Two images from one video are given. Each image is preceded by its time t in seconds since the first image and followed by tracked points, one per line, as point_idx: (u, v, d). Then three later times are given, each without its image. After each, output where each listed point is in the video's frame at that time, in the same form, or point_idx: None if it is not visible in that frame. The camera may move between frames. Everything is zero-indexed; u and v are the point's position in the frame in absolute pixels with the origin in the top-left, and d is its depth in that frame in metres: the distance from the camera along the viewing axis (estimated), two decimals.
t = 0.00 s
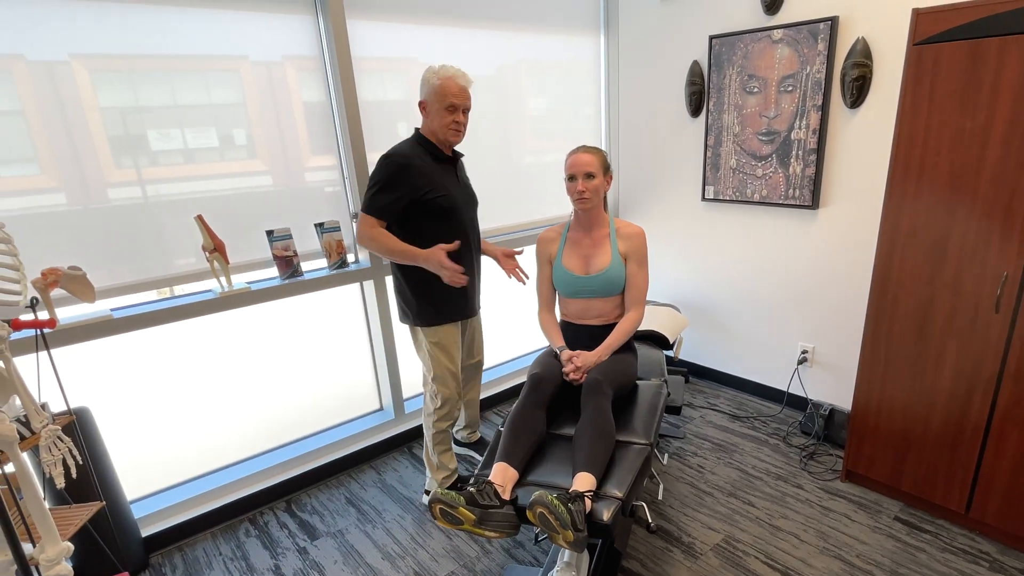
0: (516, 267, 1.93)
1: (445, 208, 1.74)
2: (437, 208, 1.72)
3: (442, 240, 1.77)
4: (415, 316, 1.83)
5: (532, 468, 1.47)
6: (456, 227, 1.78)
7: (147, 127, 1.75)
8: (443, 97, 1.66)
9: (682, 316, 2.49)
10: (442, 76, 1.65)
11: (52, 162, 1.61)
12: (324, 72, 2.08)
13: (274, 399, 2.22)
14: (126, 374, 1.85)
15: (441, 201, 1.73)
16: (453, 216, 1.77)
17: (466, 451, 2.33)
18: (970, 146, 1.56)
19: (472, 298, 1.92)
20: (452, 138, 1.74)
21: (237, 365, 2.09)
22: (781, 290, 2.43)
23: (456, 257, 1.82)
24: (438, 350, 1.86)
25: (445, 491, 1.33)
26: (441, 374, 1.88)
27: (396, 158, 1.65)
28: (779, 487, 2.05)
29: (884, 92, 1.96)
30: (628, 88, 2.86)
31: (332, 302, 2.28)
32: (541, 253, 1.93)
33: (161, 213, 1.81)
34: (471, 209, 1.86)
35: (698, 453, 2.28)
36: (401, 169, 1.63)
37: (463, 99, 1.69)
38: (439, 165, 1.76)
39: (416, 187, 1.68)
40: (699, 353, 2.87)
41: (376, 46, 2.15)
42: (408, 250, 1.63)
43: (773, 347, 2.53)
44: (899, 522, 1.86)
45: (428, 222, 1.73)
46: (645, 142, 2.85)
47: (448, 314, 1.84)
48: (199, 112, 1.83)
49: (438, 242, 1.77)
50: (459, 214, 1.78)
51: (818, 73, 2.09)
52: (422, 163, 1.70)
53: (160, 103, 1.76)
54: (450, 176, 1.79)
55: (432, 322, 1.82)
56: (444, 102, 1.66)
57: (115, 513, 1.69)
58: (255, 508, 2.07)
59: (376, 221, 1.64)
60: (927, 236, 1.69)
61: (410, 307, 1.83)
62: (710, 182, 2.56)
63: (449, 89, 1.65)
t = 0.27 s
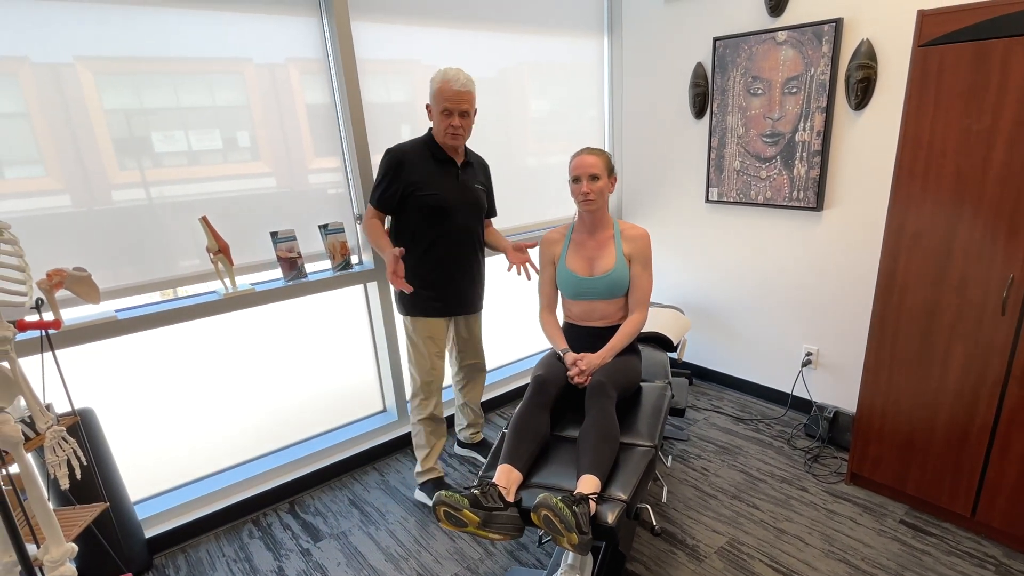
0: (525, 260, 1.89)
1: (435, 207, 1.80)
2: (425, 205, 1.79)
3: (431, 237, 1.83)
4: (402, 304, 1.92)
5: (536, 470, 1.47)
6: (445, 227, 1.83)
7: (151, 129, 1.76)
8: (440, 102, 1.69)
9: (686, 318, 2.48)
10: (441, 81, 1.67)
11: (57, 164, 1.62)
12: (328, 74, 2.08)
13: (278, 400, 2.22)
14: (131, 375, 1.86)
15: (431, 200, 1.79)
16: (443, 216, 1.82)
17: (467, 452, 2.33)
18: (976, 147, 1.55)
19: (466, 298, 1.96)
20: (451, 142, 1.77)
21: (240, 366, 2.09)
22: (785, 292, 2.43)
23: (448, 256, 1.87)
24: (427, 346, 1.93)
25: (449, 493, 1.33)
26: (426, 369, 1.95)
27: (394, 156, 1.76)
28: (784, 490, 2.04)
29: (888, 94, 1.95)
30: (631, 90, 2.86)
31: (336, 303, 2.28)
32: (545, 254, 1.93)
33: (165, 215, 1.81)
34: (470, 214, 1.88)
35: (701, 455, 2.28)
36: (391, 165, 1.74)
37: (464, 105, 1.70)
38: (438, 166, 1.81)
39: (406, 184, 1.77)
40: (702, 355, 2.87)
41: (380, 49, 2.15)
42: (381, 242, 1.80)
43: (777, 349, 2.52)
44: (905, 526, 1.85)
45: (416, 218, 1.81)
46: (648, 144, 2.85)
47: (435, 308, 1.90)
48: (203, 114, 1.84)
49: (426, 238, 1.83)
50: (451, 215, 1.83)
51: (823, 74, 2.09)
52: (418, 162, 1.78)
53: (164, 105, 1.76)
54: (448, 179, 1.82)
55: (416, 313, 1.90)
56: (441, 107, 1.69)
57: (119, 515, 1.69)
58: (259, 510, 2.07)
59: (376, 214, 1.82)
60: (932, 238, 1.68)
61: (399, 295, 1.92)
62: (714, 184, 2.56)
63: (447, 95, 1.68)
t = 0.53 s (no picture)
0: (509, 265, 1.84)
1: (419, 211, 1.80)
2: (409, 209, 1.80)
3: (417, 241, 1.84)
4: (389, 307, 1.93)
5: (538, 473, 1.46)
6: (431, 230, 1.83)
7: (153, 131, 1.76)
8: (420, 109, 1.66)
9: (688, 321, 2.48)
10: (419, 88, 1.64)
11: (59, 166, 1.62)
12: (330, 77, 2.09)
13: (279, 402, 2.21)
14: (132, 377, 1.86)
15: (415, 203, 1.79)
16: (428, 219, 1.82)
17: (469, 454, 2.33)
18: (978, 150, 1.55)
19: (461, 301, 1.95)
20: (434, 148, 1.75)
21: (242, 368, 2.09)
22: (787, 294, 2.42)
23: (437, 258, 1.87)
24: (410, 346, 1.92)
25: (451, 495, 1.33)
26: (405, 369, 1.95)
27: (380, 161, 1.78)
28: (786, 493, 2.03)
29: (890, 98, 1.95)
30: (633, 93, 2.87)
31: (338, 305, 2.28)
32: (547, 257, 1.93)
33: (167, 217, 1.82)
34: (458, 215, 1.86)
35: (703, 458, 2.27)
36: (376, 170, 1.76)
37: (444, 112, 1.67)
38: (421, 168, 1.80)
39: (391, 188, 1.79)
40: (704, 357, 2.86)
41: (381, 51, 2.15)
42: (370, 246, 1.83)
43: (779, 352, 2.52)
44: (907, 529, 1.85)
45: (400, 222, 1.82)
46: (649, 147, 2.85)
47: (428, 311, 1.90)
48: (206, 117, 1.84)
49: (412, 242, 1.84)
50: (437, 218, 1.82)
51: (825, 77, 2.09)
52: (404, 166, 1.79)
53: (167, 107, 1.77)
54: (434, 182, 1.81)
55: (406, 317, 1.90)
56: (422, 114, 1.67)
57: (120, 516, 1.69)
58: (260, 512, 2.07)
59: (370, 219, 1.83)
60: (934, 241, 1.68)
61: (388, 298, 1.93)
62: (716, 187, 2.56)
63: (425, 102, 1.65)
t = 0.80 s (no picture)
0: (496, 258, 1.89)
1: (390, 221, 1.79)
2: (380, 221, 1.78)
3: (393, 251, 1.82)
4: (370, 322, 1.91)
5: (537, 476, 1.46)
6: (405, 240, 1.82)
7: (154, 133, 1.76)
8: (379, 119, 1.66)
9: (687, 324, 2.48)
10: (374, 97, 1.63)
11: (60, 168, 1.63)
12: (331, 80, 2.09)
13: (278, 405, 2.21)
14: (131, 380, 1.86)
15: (385, 215, 1.78)
16: (401, 228, 1.80)
17: (467, 458, 2.33)
18: (978, 153, 1.55)
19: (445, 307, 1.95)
20: (398, 156, 1.74)
21: (241, 370, 2.09)
22: (786, 297, 2.43)
23: (416, 267, 1.86)
24: (387, 356, 1.92)
25: (450, 499, 1.33)
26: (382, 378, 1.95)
27: (344, 175, 1.76)
28: (785, 497, 2.03)
29: (888, 102, 1.96)
30: (632, 97, 2.88)
31: (337, 307, 2.28)
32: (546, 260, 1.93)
33: (167, 219, 1.82)
34: (430, 221, 1.85)
35: (702, 461, 2.27)
36: (340, 185, 1.74)
37: (403, 119, 1.67)
38: (387, 177, 1.78)
39: (359, 201, 1.77)
40: (703, 361, 2.86)
41: (382, 54, 2.16)
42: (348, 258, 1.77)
43: (779, 356, 2.52)
44: (907, 533, 1.85)
45: (372, 234, 1.80)
46: (649, 150, 2.85)
47: (413, 321, 1.90)
48: (206, 119, 1.85)
49: (387, 253, 1.82)
50: (410, 226, 1.81)
51: (824, 82, 2.09)
52: (369, 177, 1.77)
53: (167, 109, 1.77)
54: (401, 190, 1.79)
55: (391, 329, 1.89)
56: (381, 124, 1.66)
57: (118, 519, 1.69)
58: (258, 514, 2.07)
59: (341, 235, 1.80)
60: (933, 245, 1.68)
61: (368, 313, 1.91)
62: (715, 190, 2.57)
63: (383, 112, 1.64)
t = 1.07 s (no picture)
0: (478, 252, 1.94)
1: (360, 228, 1.72)
2: (349, 228, 1.71)
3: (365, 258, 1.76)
4: (346, 334, 1.85)
5: (534, 478, 1.46)
6: (377, 246, 1.76)
7: (153, 133, 1.76)
8: (339, 124, 1.60)
9: (685, 326, 2.48)
10: (332, 101, 1.57)
11: (60, 168, 1.62)
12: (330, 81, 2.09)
13: (275, 406, 2.21)
14: (128, 380, 1.85)
15: (354, 221, 1.71)
16: (372, 234, 1.74)
17: (454, 473, 2.21)
18: (976, 156, 1.55)
19: (418, 309, 1.91)
20: (360, 161, 1.69)
21: (239, 371, 2.08)
22: (785, 300, 2.42)
23: (388, 272, 1.80)
24: (361, 369, 1.89)
25: (446, 501, 1.32)
26: (358, 388, 1.94)
27: (306, 182, 1.66)
28: (783, 499, 2.03)
29: (886, 105, 1.96)
30: (631, 99, 2.88)
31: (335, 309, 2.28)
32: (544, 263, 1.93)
33: (166, 220, 1.82)
34: (400, 223, 1.79)
35: (700, 464, 2.27)
36: (303, 192, 1.64)
37: (363, 123, 1.61)
38: (354, 181, 1.71)
39: (326, 207, 1.69)
40: (702, 362, 2.86)
41: (382, 55, 2.16)
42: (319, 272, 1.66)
43: (777, 358, 2.51)
44: (905, 536, 1.85)
45: (343, 241, 1.73)
46: (648, 152, 2.85)
47: (389, 327, 1.85)
48: (206, 120, 1.84)
49: (359, 261, 1.76)
50: (381, 231, 1.75)
51: (822, 84, 2.10)
52: (333, 183, 1.69)
53: (167, 109, 1.77)
54: (369, 194, 1.73)
55: (368, 338, 1.84)
56: (341, 129, 1.60)
57: (114, 521, 1.68)
58: (255, 516, 2.06)
59: (297, 247, 1.69)
60: (931, 248, 1.68)
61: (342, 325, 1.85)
62: (714, 192, 2.57)
63: (342, 116, 1.58)
